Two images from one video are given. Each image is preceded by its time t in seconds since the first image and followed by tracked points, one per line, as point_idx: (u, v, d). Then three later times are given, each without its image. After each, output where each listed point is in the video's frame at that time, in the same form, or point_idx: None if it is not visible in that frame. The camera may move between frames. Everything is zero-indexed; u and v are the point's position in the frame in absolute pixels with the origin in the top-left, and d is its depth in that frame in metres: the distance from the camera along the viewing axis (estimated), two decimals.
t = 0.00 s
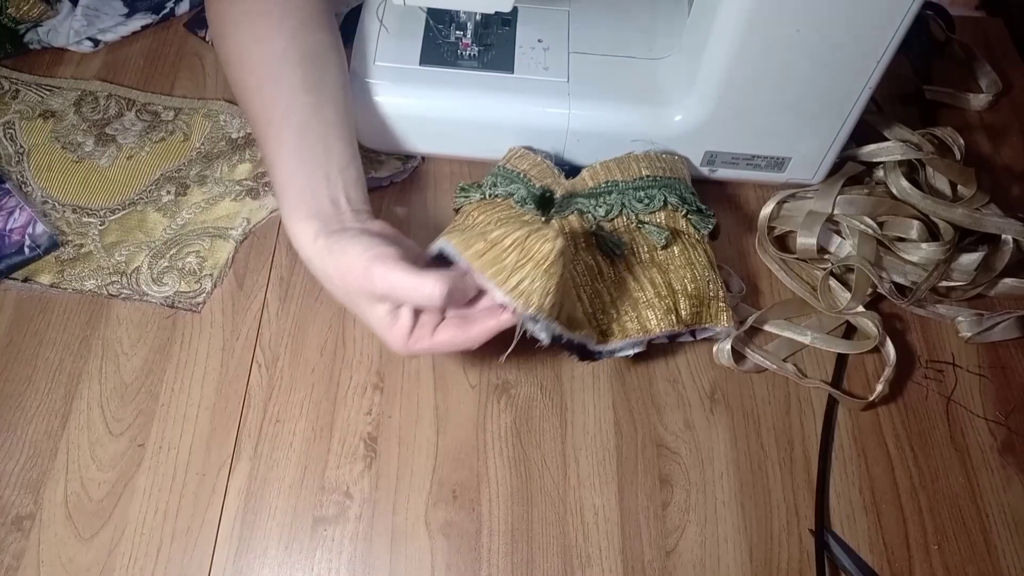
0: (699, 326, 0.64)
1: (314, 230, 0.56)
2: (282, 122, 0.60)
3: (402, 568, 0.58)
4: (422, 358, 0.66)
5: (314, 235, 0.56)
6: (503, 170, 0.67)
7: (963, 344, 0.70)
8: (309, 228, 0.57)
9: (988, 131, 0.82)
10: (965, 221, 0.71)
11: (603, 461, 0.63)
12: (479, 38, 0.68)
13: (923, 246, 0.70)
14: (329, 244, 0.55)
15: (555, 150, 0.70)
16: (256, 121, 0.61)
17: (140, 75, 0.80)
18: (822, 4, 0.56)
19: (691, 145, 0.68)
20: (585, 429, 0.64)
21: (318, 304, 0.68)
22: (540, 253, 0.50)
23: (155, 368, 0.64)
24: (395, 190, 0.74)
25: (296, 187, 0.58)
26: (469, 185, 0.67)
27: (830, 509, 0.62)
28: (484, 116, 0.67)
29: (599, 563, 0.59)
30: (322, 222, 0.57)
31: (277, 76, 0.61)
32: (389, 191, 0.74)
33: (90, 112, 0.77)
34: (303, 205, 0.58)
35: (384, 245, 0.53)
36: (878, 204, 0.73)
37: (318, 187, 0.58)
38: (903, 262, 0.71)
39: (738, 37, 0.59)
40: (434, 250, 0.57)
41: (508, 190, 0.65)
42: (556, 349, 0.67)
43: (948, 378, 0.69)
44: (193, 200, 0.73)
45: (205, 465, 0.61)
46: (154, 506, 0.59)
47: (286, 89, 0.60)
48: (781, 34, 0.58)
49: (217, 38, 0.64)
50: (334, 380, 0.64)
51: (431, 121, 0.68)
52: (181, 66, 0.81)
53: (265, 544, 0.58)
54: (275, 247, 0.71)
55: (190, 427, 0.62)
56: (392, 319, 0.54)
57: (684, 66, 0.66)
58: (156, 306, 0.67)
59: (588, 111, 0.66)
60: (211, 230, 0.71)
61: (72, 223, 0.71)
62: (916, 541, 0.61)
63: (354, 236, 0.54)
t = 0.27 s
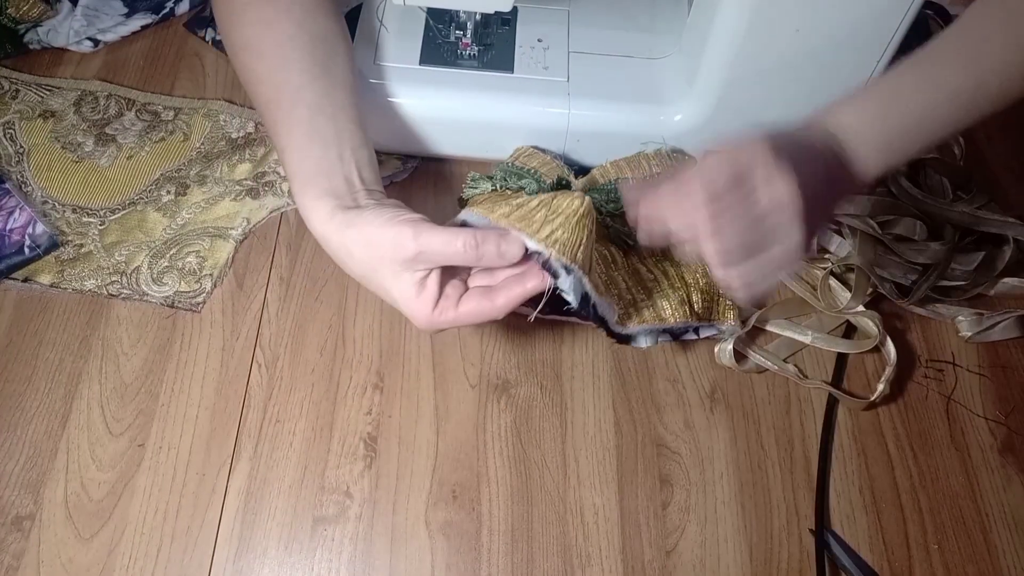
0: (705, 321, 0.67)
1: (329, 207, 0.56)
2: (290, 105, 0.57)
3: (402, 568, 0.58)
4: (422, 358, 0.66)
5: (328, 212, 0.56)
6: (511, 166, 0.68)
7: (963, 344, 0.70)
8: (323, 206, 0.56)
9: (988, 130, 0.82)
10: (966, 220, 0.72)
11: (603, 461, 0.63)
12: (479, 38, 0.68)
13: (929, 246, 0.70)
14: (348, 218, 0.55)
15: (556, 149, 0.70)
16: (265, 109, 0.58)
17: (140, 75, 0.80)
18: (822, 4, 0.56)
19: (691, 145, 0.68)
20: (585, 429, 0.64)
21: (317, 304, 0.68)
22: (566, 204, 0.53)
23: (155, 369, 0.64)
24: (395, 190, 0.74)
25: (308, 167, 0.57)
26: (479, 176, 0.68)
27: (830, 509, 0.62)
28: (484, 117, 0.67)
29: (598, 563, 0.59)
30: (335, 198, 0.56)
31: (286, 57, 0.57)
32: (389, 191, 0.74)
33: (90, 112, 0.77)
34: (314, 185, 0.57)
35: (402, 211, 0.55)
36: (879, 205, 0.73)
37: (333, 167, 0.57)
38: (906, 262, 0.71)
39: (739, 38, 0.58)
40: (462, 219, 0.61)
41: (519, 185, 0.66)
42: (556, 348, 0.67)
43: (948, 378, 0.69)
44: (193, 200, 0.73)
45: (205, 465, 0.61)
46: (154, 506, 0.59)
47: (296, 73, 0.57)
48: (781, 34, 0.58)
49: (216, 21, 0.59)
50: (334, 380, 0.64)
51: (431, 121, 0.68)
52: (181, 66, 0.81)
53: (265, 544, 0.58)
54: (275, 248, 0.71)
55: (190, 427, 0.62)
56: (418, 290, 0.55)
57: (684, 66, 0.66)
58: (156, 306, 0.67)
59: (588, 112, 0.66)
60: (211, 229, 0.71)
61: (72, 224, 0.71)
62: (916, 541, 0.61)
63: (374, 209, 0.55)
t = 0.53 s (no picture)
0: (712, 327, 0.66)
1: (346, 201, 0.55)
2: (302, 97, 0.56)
3: (402, 568, 0.58)
4: (422, 359, 0.66)
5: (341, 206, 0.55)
6: (518, 167, 0.65)
7: (963, 344, 0.70)
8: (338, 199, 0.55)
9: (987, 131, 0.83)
10: (966, 220, 0.72)
11: (603, 461, 0.63)
12: (479, 39, 0.68)
13: (928, 246, 0.71)
14: (363, 212, 0.54)
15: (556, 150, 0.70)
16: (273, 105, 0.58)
17: (140, 76, 0.80)
18: (821, 4, 0.56)
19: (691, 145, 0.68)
20: (585, 429, 0.64)
21: (317, 304, 0.68)
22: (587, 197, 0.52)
23: (155, 369, 0.64)
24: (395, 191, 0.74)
25: (321, 163, 0.55)
26: (486, 176, 0.63)
27: (830, 509, 0.62)
28: (484, 117, 0.67)
29: (598, 563, 0.59)
30: (349, 193, 0.55)
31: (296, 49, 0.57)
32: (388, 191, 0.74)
33: (90, 112, 0.77)
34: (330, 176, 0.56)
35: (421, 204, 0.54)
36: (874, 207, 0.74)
37: (346, 163, 0.56)
38: (904, 261, 0.71)
39: (739, 38, 0.58)
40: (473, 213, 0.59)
41: (528, 183, 0.62)
42: (556, 348, 0.67)
43: (948, 378, 0.69)
44: (193, 200, 0.73)
45: (206, 465, 0.61)
46: (154, 506, 0.59)
47: (304, 69, 0.56)
48: (781, 35, 0.58)
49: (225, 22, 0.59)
50: (334, 380, 0.64)
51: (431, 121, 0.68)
52: (181, 66, 0.81)
53: (265, 544, 0.58)
54: (274, 248, 0.71)
55: (190, 427, 0.62)
56: (438, 282, 0.54)
57: (684, 66, 0.66)
58: (155, 306, 0.67)
59: (589, 112, 0.66)
60: (211, 229, 0.71)
61: (72, 224, 0.71)
62: (916, 541, 0.61)
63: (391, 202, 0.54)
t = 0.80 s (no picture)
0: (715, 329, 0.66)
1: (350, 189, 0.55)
2: (304, 91, 0.56)
3: (402, 568, 0.58)
4: (422, 359, 0.66)
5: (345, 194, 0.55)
6: (513, 171, 0.66)
7: (963, 344, 0.70)
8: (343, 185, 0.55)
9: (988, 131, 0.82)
10: (966, 220, 0.72)
11: (603, 461, 0.63)
12: (479, 39, 0.68)
13: (928, 246, 0.71)
14: (367, 200, 0.54)
15: (556, 150, 0.70)
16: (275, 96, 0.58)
17: (140, 76, 0.80)
18: (821, 4, 0.56)
19: (691, 145, 0.68)
20: (585, 429, 0.64)
21: (318, 304, 0.68)
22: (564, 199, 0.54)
23: (155, 369, 0.64)
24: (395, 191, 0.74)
25: (325, 153, 0.55)
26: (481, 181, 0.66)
27: (830, 509, 0.62)
28: (484, 117, 0.67)
29: (598, 563, 0.59)
30: (354, 182, 0.55)
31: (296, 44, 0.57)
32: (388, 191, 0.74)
33: (90, 112, 0.77)
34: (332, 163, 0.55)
35: (428, 193, 0.53)
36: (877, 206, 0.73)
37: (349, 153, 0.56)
38: (903, 262, 0.71)
39: (739, 38, 0.58)
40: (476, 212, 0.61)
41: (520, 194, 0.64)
42: (555, 348, 0.67)
43: (948, 378, 0.69)
44: (193, 200, 0.73)
45: (206, 465, 0.61)
46: (154, 506, 0.59)
47: (306, 60, 0.57)
48: (781, 35, 0.58)
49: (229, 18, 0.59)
50: (334, 380, 0.64)
51: (432, 122, 0.68)
52: (181, 66, 0.81)
53: (265, 544, 0.58)
54: (275, 248, 0.71)
55: (189, 427, 0.62)
56: (442, 274, 0.55)
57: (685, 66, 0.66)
58: (155, 306, 0.67)
59: (588, 112, 0.66)
60: (211, 229, 0.71)
61: (72, 224, 0.71)
62: (916, 541, 0.61)
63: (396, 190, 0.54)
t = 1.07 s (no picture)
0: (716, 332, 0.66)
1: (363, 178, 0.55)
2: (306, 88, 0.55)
3: (402, 568, 0.58)
4: (422, 359, 0.66)
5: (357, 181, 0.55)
6: (509, 171, 0.65)
7: (963, 344, 0.70)
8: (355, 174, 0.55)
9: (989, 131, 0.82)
10: (966, 220, 0.72)
11: (603, 461, 0.63)
12: (479, 39, 0.68)
13: (928, 246, 0.71)
14: (382, 185, 0.54)
15: (556, 149, 0.70)
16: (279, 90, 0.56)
17: (140, 76, 0.80)
18: (822, 4, 0.56)
19: (691, 144, 0.68)
20: (585, 429, 0.64)
21: (318, 304, 0.68)
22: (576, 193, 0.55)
23: (155, 369, 0.64)
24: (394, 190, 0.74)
25: (336, 138, 0.55)
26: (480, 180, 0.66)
27: (829, 508, 0.62)
28: (484, 117, 0.67)
29: (598, 563, 0.59)
30: (366, 166, 0.55)
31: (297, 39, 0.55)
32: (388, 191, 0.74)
33: (90, 112, 0.77)
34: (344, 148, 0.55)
35: (441, 185, 0.54)
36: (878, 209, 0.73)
37: (360, 138, 0.56)
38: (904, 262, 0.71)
39: (739, 38, 0.58)
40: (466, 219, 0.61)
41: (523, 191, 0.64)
42: (555, 348, 0.67)
43: (948, 378, 0.69)
44: (193, 200, 0.73)
45: (206, 465, 0.61)
46: (154, 506, 0.59)
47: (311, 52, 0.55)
48: (781, 35, 0.58)
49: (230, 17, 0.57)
50: (334, 380, 0.64)
51: (431, 122, 0.68)
52: (181, 67, 0.81)
53: (265, 544, 0.58)
54: (274, 248, 0.71)
55: (189, 427, 0.62)
56: (449, 270, 0.55)
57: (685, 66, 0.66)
58: (155, 306, 0.67)
59: (588, 112, 0.66)
60: (211, 229, 0.71)
61: (72, 224, 0.71)
62: (916, 541, 0.61)
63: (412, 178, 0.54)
